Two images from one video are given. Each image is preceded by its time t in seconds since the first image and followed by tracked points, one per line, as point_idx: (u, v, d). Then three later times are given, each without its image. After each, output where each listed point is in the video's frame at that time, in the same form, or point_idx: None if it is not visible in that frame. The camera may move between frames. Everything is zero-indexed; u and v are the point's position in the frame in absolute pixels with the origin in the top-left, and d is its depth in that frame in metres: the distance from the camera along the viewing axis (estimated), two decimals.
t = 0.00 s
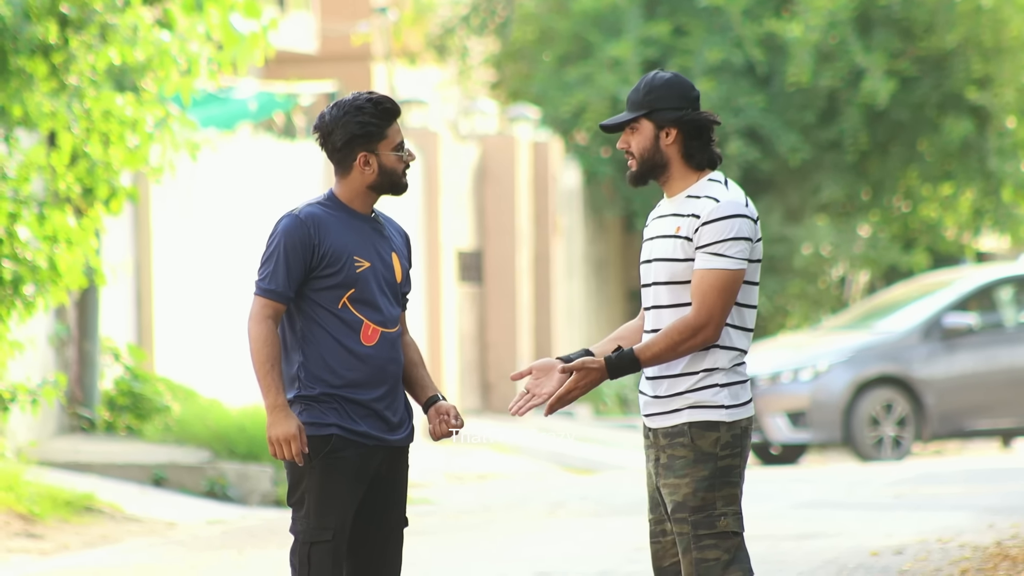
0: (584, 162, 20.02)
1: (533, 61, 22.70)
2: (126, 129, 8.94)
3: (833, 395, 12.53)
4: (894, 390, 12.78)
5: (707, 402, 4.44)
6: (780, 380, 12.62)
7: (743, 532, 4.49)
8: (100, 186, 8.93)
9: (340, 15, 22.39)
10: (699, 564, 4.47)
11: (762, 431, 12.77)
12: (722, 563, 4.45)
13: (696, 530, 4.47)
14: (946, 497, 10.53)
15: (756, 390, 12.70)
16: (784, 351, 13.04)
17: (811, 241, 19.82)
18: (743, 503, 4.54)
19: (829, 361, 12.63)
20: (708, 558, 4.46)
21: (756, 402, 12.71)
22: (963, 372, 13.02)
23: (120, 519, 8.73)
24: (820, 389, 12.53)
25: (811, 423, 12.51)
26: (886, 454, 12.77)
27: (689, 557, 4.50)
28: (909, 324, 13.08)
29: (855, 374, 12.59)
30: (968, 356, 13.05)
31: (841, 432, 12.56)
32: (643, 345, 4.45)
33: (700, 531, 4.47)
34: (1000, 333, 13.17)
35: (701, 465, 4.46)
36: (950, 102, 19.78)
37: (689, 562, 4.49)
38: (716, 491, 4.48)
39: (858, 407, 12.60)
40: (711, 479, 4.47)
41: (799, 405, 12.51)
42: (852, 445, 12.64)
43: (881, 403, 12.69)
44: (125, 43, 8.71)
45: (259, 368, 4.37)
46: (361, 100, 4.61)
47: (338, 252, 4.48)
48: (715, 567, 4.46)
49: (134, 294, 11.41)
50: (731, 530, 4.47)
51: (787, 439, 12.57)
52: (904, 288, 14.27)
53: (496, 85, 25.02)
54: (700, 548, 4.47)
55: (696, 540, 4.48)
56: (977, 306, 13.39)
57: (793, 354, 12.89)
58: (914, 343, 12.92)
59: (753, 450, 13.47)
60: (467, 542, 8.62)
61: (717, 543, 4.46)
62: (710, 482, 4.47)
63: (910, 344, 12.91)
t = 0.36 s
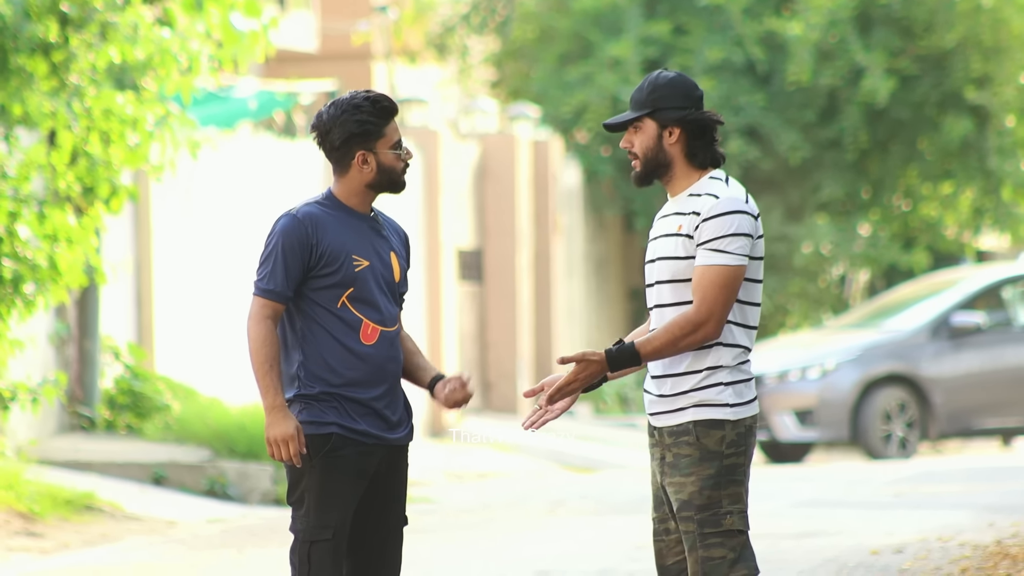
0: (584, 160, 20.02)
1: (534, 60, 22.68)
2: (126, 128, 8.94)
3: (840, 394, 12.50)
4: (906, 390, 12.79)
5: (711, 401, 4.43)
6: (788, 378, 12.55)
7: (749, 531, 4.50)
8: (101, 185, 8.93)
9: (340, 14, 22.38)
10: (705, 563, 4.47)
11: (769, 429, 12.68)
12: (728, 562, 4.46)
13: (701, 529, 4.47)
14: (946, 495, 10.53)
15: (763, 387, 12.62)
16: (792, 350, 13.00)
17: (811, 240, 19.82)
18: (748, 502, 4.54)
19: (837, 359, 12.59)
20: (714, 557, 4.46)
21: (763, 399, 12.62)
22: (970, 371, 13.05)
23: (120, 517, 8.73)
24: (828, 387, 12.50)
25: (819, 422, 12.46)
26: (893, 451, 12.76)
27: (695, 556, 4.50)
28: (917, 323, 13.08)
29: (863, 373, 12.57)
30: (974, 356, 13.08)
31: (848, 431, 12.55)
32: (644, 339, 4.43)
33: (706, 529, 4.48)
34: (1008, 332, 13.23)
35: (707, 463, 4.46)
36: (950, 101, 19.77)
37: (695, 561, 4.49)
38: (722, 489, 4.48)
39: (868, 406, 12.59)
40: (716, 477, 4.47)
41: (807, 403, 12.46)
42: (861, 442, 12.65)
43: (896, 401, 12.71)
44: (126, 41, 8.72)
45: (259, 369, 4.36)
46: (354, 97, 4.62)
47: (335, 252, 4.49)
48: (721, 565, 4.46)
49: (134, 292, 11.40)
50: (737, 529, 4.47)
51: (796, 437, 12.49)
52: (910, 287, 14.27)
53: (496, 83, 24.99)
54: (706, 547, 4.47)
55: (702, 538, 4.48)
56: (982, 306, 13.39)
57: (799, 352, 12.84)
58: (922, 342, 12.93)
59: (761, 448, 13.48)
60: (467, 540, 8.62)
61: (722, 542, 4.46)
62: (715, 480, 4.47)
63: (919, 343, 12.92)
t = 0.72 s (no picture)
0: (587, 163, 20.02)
1: (536, 62, 22.65)
2: (129, 130, 8.94)
3: (850, 395, 12.52)
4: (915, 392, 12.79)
5: (720, 403, 4.42)
6: (798, 380, 12.60)
7: (755, 533, 4.49)
8: (104, 187, 8.91)
9: (343, 16, 22.36)
10: (712, 564, 4.46)
11: (779, 431, 12.73)
12: (734, 564, 4.45)
13: (708, 530, 4.46)
14: (950, 498, 10.51)
15: (772, 389, 12.68)
16: (802, 352, 13.02)
17: (814, 242, 19.83)
18: (756, 503, 4.53)
19: (846, 361, 12.60)
20: (721, 559, 4.45)
21: (773, 400, 12.69)
22: (981, 373, 13.02)
23: (123, 520, 8.73)
24: (838, 389, 12.52)
25: (829, 423, 12.49)
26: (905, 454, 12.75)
27: (701, 557, 4.49)
28: (927, 326, 13.08)
29: (873, 374, 12.56)
30: (987, 356, 13.05)
31: (857, 433, 12.56)
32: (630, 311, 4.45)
33: (712, 531, 4.47)
34: (1018, 334, 13.20)
35: (714, 465, 4.45)
36: (953, 103, 19.77)
37: (701, 562, 4.48)
38: (729, 491, 4.47)
39: (880, 407, 12.58)
40: (724, 479, 4.46)
41: (817, 405, 12.50)
42: (873, 444, 12.64)
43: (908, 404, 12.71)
44: (130, 44, 8.65)
45: (279, 295, 4.18)
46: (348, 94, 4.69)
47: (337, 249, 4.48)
48: (728, 567, 4.46)
49: (138, 295, 11.40)
50: (743, 531, 4.47)
51: (804, 440, 12.54)
52: (923, 288, 14.26)
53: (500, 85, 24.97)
54: (712, 548, 4.46)
55: (709, 540, 4.47)
56: (993, 307, 13.36)
57: (808, 355, 12.86)
58: (932, 344, 12.91)
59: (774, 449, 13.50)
60: (470, 543, 8.61)
61: (729, 544, 4.45)
62: (723, 482, 4.46)
63: (929, 345, 12.90)
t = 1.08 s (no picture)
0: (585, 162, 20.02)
1: (535, 60, 22.65)
2: (128, 129, 8.94)
3: (855, 394, 12.50)
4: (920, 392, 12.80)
5: (718, 402, 4.43)
6: (803, 379, 12.59)
7: (753, 532, 4.50)
8: (102, 186, 8.91)
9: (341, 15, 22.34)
10: (710, 563, 4.47)
11: (784, 430, 12.70)
12: (732, 563, 4.45)
13: (706, 529, 4.46)
14: (948, 496, 10.52)
15: (778, 387, 12.67)
16: (805, 351, 13.02)
17: (812, 241, 19.84)
18: (753, 502, 4.54)
19: (851, 361, 12.59)
20: (718, 558, 4.46)
21: (778, 401, 12.68)
22: (986, 371, 13.03)
23: (122, 519, 8.73)
24: (843, 388, 12.52)
25: (834, 422, 12.51)
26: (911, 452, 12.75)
27: (699, 556, 4.49)
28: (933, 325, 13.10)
29: (878, 373, 12.56)
30: (993, 355, 13.06)
31: (861, 432, 12.55)
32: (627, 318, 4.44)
33: (711, 529, 4.47)
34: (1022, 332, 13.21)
35: (712, 464, 4.45)
36: (951, 102, 19.79)
37: (699, 561, 4.48)
38: (728, 490, 4.47)
39: (886, 406, 12.58)
40: (722, 478, 4.46)
41: (822, 404, 12.51)
42: (880, 442, 12.64)
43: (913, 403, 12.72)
44: (127, 42, 8.75)
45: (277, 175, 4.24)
46: (348, 93, 4.67)
47: (340, 233, 4.49)
48: (726, 566, 4.46)
49: (135, 294, 11.40)
50: (742, 530, 4.47)
51: (810, 439, 12.56)
52: (929, 287, 14.29)
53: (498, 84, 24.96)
54: (710, 547, 4.47)
55: (707, 539, 4.47)
56: (997, 307, 13.38)
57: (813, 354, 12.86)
58: (938, 343, 12.93)
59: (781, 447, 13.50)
60: (468, 541, 8.62)
61: (727, 543, 4.46)
62: (721, 481, 4.46)
63: (935, 343, 12.92)
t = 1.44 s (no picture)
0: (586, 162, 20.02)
1: (535, 60, 22.65)
2: (128, 129, 8.92)
3: (862, 394, 12.51)
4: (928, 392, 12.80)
5: (720, 402, 4.42)
6: (811, 379, 12.62)
7: (754, 532, 4.50)
8: (102, 185, 8.92)
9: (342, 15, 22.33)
10: (711, 563, 4.46)
11: (792, 430, 12.72)
12: (733, 563, 4.45)
13: (707, 528, 4.46)
14: (949, 496, 10.52)
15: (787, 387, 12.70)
16: (814, 352, 13.06)
17: (813, 241, 19.84)
18: (754, 502, 4.55)
19: (859, 360, 12.61)
20: (719, 557, 4.46)
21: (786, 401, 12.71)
22: (996, 371, 13.03)
23: (122, 519, 8.73)
24: (851, 388, 12.51)
25: (841, 423, 12.50)
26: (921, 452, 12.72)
27: (700, 556, 4.49)
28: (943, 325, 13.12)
29: (886, 373, 12.58)
30: (1002, 355, 13.06)
31: (869, 432, 12.52)
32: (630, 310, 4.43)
33: (712, 529, 4.47)
34: None
35: (714, 464, 4.45)
36: (952, 102, 19.80)
37: (700, 560, 4.48)
38: (729, 490, 4.47)
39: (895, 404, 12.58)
40: (724, 478, 4.46)
41: (829, 404, 12.51)
42: (890, 441, 12.62)
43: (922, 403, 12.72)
44: (127, 42, 8.70)
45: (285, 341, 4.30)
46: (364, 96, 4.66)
47: (339, 251, 4.46)
48: (726, 566, 4.46)
49: (136, 293, 11.41)
50: (742, 530, 4.48)
51: (818, 438, 12.56)
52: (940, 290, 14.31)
53: (498, 84, 24.95)
54: (711, 546, 4.46)
55: (707, 538, 4.47)
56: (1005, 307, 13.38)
57: (820, 355, 12.90)
58: (948, 343, 12.95)
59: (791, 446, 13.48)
60: (468, 541, 8.62)
61: (728, 542, 4.46)
62: (723, 481, 4.46)
63: (944, 343, 12.93)
